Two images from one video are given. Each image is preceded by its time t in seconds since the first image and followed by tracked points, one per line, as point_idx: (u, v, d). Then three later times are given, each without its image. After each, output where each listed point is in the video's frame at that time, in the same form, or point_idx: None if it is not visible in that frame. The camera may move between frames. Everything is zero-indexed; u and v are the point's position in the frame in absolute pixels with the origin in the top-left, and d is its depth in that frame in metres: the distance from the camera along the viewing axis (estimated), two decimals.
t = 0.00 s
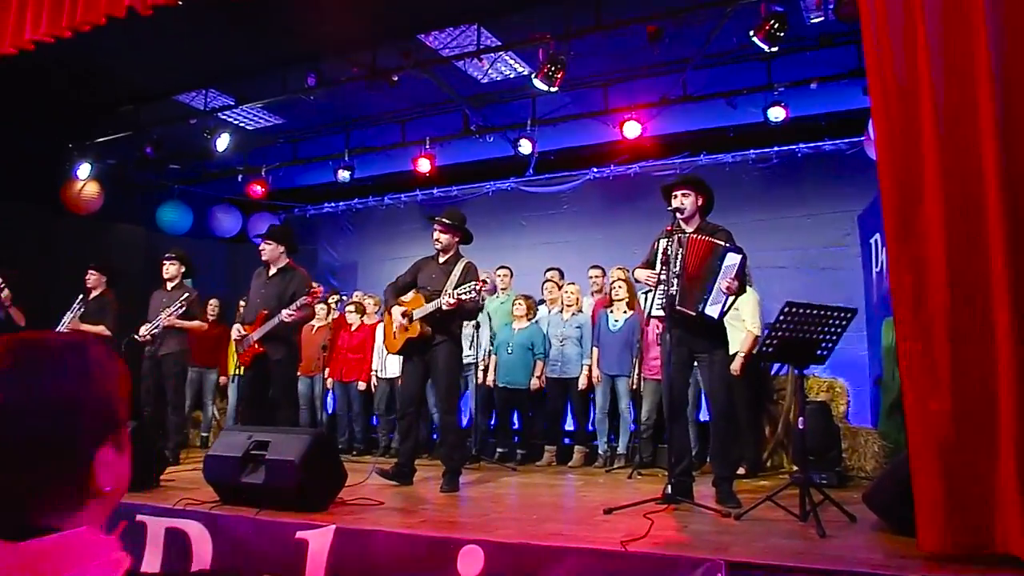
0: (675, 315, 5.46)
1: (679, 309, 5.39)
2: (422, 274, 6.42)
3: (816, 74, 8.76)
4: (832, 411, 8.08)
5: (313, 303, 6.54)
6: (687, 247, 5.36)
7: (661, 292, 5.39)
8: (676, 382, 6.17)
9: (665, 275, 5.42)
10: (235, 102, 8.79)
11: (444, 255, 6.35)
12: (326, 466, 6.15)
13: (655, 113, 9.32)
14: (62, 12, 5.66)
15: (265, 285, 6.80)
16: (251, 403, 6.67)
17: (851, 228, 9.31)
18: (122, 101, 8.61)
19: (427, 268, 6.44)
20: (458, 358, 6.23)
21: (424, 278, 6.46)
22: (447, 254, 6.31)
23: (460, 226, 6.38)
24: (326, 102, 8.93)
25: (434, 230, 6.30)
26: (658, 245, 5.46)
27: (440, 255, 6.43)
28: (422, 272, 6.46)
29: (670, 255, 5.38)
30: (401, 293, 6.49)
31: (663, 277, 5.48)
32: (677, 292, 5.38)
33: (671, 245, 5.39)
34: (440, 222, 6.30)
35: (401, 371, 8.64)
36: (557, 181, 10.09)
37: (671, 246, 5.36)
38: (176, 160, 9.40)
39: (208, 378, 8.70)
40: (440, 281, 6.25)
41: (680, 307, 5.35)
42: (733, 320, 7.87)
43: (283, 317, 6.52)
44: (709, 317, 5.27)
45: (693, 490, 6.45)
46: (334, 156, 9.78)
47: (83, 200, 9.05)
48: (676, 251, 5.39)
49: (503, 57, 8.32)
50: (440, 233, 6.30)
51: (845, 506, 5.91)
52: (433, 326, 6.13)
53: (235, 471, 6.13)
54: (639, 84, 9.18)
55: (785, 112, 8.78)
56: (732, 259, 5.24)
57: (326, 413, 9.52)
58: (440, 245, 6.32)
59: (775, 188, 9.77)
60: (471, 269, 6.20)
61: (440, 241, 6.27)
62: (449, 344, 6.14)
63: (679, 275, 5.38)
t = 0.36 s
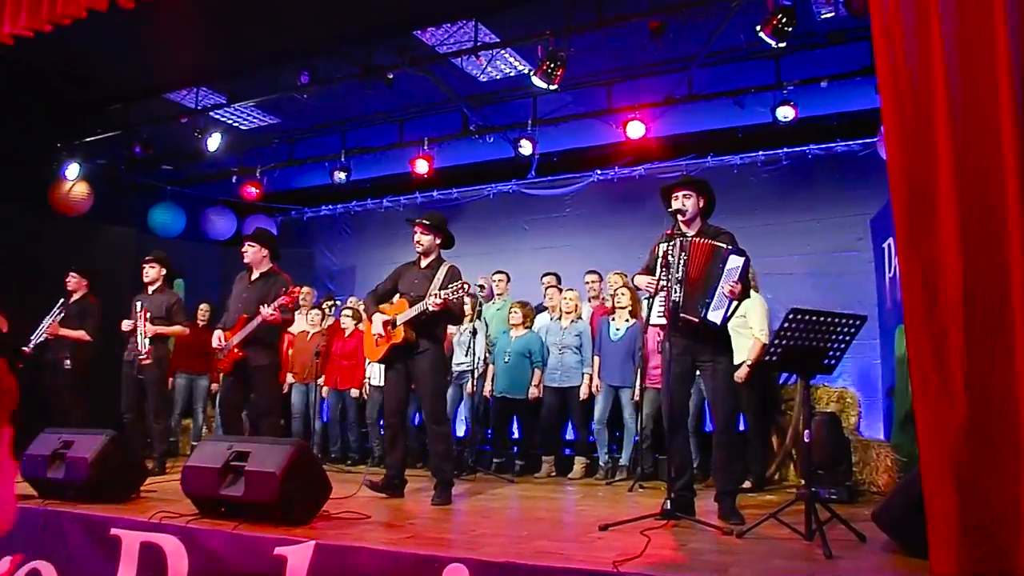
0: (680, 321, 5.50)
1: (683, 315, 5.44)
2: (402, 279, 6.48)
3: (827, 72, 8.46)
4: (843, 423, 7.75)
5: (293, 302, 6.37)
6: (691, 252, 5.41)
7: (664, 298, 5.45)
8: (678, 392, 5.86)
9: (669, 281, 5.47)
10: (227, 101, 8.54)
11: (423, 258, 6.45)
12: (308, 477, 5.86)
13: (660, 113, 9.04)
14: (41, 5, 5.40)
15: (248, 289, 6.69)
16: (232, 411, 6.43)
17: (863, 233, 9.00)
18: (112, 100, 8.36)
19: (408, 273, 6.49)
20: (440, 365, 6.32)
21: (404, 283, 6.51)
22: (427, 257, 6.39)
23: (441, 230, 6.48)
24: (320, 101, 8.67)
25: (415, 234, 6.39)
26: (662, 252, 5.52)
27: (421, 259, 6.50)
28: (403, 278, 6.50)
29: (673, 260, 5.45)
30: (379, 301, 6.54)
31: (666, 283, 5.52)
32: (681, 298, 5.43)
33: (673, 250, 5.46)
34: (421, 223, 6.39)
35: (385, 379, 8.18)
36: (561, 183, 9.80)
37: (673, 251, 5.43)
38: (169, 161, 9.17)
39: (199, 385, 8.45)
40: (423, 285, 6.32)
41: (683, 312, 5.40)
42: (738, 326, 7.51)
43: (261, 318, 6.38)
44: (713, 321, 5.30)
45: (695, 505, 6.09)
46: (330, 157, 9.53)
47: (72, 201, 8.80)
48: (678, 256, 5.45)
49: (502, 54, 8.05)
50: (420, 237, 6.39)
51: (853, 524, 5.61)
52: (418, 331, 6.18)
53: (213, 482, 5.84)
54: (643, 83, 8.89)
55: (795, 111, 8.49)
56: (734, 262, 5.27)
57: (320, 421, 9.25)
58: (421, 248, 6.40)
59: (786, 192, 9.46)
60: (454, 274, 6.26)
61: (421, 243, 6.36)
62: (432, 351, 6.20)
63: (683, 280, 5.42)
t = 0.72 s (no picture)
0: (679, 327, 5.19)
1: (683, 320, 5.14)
2: (376, 285, 6.62)
3: (837, 69, 8.16)
4: (851, 434, 7.43)
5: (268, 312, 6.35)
6: (687, 254, 5.13)
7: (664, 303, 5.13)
8: (677, 402, 5.53)
9: (668, 285, 5.15)
10: (215, 98, 8.27)
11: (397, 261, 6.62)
12: (285, 490, 5.57)
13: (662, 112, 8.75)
14: None
15: (219, 295, 6.58)
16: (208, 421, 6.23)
17: (874, 236, 8.68)
18: (98, 98, 8.11)
19: (381, 279, 6.62)
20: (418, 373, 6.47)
21: (377, 290, 6.65)
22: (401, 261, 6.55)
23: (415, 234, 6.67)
24: (312, 100, 8.41)
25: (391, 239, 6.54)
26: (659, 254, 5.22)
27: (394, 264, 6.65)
28: (376, 285, 6.64)
29: (672, 264, 5.14)
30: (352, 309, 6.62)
31: (664, 287, 5.21)
32: (680, 302, 5.14)
33: (671, 252, 5.14)
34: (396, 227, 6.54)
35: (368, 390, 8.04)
36: (562, 185, 9.51)
37: (672, 254, 5.11)
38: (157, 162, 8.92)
39: (184, 392, 8.29)
40: (399, 291, 6.47)
41: (682, 317, 5.11)
42: (743, 334, 7.08)
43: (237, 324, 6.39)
44: (714, 324, 5.04)
45: (695, 522, 5.75)
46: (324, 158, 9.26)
47: (58, 202, 8.43)
48: (677, 258, 5.14)
49: (497, 50, 7.78)
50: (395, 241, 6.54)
51: (860, 544, 5.31)
52: (397, 340, 6.35)
53: (188, 496, 5.57)
54: (646, 81, 8.60)
55: (803, 110, 8.19)
56: (733, 262, 5.02)
57: (311, 430, 8.97)
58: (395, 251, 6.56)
59: (794, 195, 9.14)
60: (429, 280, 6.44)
61: (396, 247, 6.51)
62: (411, 359, 6.39)
63: (682, 284, 5.13)
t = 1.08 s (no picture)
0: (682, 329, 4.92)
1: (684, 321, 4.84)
2: (352, 287, 6.40)
3: (848, 63, 7.83)
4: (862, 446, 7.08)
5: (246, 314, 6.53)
6: (684, 253, 4.86)
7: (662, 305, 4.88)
8: (677, 409, 5.18)
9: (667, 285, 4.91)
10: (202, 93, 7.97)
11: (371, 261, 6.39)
12: (260, 502, 5.27)
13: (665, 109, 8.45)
14: None
15: (195, 298, 6.73)
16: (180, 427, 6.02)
17: (887, 239, 8.31)
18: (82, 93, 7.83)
19: (357, 280, 6.40)
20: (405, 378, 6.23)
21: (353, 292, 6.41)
22: (376, 260, 6.33)
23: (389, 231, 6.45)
24: (303, 95, 8.12)
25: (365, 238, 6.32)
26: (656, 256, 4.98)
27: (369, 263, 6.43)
28: (352, 286, 6.41)
29: (669, 263, 4.89)
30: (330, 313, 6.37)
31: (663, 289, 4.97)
32: (679, 303, 4.86)
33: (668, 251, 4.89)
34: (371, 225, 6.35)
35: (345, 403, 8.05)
36: (563, 185, 9.19)
37: (671, 253, 4.84)
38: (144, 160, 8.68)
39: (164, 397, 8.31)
40: (377, 292, 6.24)
41: (682, 320, 4.82)
42: (749, 342, 6.75)
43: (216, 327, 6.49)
44: (715, 326, 4.73)
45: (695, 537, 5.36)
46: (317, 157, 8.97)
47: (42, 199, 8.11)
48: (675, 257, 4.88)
49: (493, 43, 7.48)
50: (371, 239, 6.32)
51: (872, 563, 4.98)
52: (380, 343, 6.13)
53: (157, 507, 5.24)
54: (649, 77, 8.28)
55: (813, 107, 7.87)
56: (733, 259, 4.71)
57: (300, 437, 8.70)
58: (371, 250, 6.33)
59: (804, 196, 8.80)
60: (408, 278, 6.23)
61: (370, 244, 6.29)
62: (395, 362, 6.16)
63: (681, 284, 4.86)
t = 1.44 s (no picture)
0: (679, 337, 4.57)
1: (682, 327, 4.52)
2: (336, 291, 6.06)
3: (863, 59, 7.47)
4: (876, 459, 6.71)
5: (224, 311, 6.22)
6: (688, 254, 4.52)
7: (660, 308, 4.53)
8: (676, 420, 4.81)
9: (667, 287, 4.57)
10: (188, 88, 7.64)
11: (354, 262, 6.05)
12: (231, 516, 4.91)
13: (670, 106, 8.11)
14: None
15: (172, 300, 6.45)
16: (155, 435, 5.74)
17: (902, 243, 7.95)
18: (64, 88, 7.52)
19: (341, 282, 6.08)
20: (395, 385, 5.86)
21: (337, 296, 6.09)
22: (360, 261, 6.00)
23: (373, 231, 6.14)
24: (293, 91, 7.77)
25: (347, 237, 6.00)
26: (659, 255, 4.63)
27: (352, 264, 6.10)
28: (336, 288, 6.09)
29: (671, 264, 4.55)
30: (312, 320, 6.03)
31: (663, 291, 4.62)
32: (678, 308, 4.52)
33: (671, 251, 4.55)
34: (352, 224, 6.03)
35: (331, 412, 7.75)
36: (564, 186, 8.87)
37: (672, 254, 4.53)
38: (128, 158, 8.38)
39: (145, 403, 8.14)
40: (361, 293, 5.91)
41: (681, 325, 4.50)
42: (757, 352, 6.35)
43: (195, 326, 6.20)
44: (712, 335, 4.42)
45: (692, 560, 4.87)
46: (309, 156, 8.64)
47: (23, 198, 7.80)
48: (677, 258, 4.55)
49: (489, 34, 7.13)
50: (355, 238, 5.99)
51: None
52: (366, 346, 5.79)
53: (122, 523, 4.89)
54: (654, 72, 7.94)
55: (826, 104, 7.51)
56: (738, 265, 4.39)
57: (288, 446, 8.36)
58: (355, 250, 5.99)
59: (815, 198, 8.45)
60: (390, 276, 5.92)
61: (354, 244, 5.97)
62: (383, 368, 5.81)
63: (682, 287, 4.52)
